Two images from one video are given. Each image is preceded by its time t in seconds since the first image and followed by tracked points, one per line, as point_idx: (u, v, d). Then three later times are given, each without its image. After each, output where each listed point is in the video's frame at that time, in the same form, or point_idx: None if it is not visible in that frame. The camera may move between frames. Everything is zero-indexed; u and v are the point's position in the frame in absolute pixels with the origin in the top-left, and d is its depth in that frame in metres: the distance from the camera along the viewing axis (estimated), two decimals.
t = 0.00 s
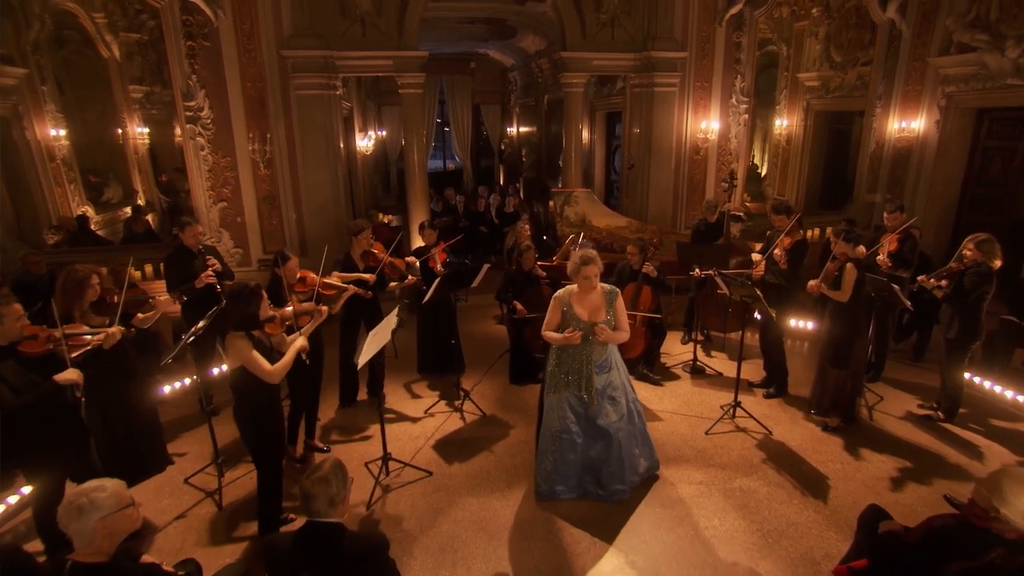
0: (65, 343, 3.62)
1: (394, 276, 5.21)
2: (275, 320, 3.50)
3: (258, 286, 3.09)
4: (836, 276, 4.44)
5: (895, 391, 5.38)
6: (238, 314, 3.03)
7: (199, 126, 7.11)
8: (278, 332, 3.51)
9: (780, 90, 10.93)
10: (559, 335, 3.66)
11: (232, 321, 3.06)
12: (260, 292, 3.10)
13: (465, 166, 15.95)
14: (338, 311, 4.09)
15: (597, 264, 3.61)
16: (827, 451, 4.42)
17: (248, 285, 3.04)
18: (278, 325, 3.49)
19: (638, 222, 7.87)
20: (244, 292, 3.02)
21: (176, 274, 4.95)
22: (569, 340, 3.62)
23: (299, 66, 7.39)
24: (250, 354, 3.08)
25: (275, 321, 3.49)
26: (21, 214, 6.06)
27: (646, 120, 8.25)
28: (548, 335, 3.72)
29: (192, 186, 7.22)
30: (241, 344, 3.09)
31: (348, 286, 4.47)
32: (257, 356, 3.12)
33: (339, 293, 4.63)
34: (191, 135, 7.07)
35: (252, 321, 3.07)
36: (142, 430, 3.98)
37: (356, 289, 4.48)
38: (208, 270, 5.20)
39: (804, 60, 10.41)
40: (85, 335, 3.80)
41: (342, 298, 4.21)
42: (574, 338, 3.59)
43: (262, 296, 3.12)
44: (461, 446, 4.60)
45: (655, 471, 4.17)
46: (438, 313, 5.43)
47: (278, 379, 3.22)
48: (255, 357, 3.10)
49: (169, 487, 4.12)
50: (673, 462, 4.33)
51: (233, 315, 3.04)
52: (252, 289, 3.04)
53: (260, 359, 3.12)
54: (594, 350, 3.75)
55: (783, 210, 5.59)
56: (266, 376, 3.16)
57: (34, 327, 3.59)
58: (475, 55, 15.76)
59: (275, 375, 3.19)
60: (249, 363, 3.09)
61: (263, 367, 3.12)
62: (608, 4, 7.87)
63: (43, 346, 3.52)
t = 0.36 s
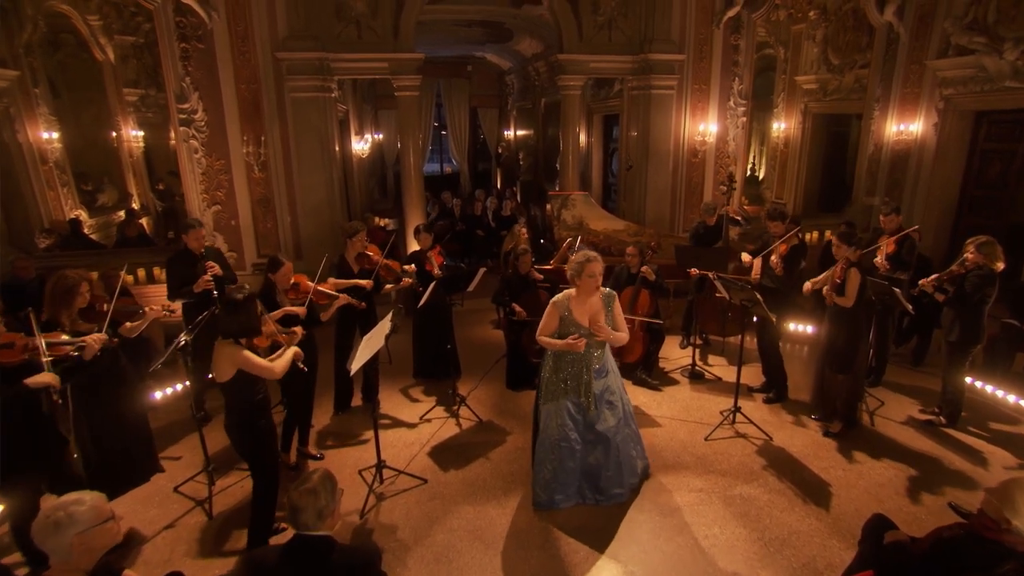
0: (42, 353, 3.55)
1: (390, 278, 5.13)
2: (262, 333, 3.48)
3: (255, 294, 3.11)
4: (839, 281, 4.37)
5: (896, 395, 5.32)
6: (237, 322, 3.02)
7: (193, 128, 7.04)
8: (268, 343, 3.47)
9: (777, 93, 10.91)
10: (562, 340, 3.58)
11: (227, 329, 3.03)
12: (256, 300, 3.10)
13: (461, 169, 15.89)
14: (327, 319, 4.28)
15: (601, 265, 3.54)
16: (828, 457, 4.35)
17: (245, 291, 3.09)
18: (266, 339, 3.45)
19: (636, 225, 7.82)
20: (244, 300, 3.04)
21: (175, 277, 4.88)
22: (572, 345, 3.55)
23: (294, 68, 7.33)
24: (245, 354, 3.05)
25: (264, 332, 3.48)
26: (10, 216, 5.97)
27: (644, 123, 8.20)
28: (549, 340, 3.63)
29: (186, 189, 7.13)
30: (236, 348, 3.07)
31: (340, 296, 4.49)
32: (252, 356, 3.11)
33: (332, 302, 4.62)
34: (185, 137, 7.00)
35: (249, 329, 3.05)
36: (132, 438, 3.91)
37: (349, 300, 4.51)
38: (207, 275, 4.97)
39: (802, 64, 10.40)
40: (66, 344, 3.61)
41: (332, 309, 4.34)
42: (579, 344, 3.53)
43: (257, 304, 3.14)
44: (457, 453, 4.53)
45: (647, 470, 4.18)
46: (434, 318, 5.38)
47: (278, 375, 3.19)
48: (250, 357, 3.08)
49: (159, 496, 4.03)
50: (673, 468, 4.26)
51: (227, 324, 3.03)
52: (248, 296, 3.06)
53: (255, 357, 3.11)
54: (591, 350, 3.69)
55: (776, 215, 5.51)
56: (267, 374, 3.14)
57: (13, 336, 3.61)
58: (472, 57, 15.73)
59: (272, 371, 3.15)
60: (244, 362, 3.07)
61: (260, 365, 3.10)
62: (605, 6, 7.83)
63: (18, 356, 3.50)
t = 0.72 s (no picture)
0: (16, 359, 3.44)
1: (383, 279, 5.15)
2: (245, 335, 3.40)
3: (231, 297, 2.99)
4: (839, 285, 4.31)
5: (895, 401, 5.26)
6: (211, 329, 2.93)
7: (184, 132, 6.90)
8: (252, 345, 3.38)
9: (773, 98, 10.90)
10: (570, 343, 3.49)
11: (204, 336, 2.95)
12: (234, 304, 2.99)
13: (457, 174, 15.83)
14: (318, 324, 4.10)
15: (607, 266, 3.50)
16: (828, 463, 4.28)
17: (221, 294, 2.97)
18: (248, 338, 3.38)
19: (632, 229, 7.76)
20: (220, 304, 2.93)
21: (172, 280, 4.91)
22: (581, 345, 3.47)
23: (286, 71, 7.28)
24: (229, 360, 2.98)
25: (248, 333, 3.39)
26: None
27: (640, 127, 8.16)
28: (555, 344, 3.53)
29: (177, 193, 6.97)
30: (219, 355, 2.99)
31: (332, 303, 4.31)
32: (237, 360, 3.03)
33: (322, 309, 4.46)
34: (177, 141, 6.84)
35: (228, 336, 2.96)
36: (116, 448, 3.81)
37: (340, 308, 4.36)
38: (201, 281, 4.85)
39: (797, 68, 10.39)
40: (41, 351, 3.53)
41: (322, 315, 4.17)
42: (589, 343, 3.46)
43: (234, 307, 3.02)
44: (451, 461, 4.44)
45: (643, 477, 4.11)
46: (428, 323, 5.33)
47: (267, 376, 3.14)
48: (235, 362, 3.01)
49: (144, 506, 3.93)
50: (671, 476, 4.18)
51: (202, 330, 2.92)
52: (223, 299, 2.94)
53: (241, 361, 3.04)
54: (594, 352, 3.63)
55: (774, 220, 5.37)
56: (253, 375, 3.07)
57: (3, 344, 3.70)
58: (467, 62, 15.72)
59: (261, 373, 3.09)
60: (229, 368, 3.00)
61: (247, 369, 3.04)
62: (600, 10, 7.79)
63: None
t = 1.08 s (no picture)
0: None
1: (374, 283, 4.98)
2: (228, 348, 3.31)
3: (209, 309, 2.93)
4: (840, 290, 4.23)
5: (895, 406, 5.19)
6: (182, 339, 2.85)
7: (175, 135, 6.81)
8: (231, 361, 3.30)
9: (769, 103, 10.89)
10: (566, 339, 3.39)
11: (178, 347, 2.86)
12: (211, 316, 2.93)
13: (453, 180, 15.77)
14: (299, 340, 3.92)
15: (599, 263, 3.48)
16: (828, 471, 4.20)
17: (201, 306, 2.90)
18: (230, 352, 3.28)
19: (628, 234, 7.70)
20: (195, 314, 2.86)
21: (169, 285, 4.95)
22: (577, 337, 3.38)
23: (278, 75, 7.21)
24: (197, 388, 2.86)
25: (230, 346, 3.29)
26: None
27: (636, 132, 8.12)
28: (553, 344, 3.43)
29: (167, 199, 6.87)
30: (191, 375, 2.87)
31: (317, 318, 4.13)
32: (205, 388, 2.91)
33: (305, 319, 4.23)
34: (168, 145, 6.76)
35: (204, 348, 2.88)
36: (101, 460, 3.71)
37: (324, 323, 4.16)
38: (196, 290, 4.91)
39: (792, 73, 10.39)
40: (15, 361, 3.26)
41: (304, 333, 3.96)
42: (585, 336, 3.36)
43: (211, 319, 2.94)
44: (443, 469, 4.34)
45: (642, 486, 4.02)
46: (420, 329, 5.24)
47: (229, 414, 3.00)
48: (202, 391, 2.89)
49: (128, 517, 3.82)
50: (669, 485, 4.09)
51: (180, 338, 2.84)
52: (201, 311, 2.88)
53: (208, 391, 2.91)
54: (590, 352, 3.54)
55: (774, 224, 5.41)
56: (212, 410, 2.93)
57: None
58: (463, 68, 15.70)
59: (225, 409, 2.96)
60: (194, 395, 2.87)
61: (211, 402, 2.90)
62: (595, 14, 7.76)
63: None
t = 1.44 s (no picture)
0: None
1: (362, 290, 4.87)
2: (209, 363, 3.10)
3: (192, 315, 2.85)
4: (836, 294, 4.17)
5: (892, 412, 5.14)
6: (165, 346, 2.76)
7: (163, 141, 6.75)
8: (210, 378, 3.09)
9: (761, 109, 10.92)
10: (545, 343, 3.31)
11: (158, 354, 2.78)
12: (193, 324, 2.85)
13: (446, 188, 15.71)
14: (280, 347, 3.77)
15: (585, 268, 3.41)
16: (827, 478, 4.13)
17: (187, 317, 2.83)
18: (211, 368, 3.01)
19: (621, 239, 7.64)
20: (177, 320, 2.78)
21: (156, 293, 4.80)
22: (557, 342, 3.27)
23: (269, 80, 6.97)
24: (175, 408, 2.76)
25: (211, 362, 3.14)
26: None
27: (629, 138, 8.09)
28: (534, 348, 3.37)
29: (154, 204, 6.81)
30: (171, 391, 2.79)
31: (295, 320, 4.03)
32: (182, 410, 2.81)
33: (283, 325, 4.11)
34: (155, 150, 6.71)
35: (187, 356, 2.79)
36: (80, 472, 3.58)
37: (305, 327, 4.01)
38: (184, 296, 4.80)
39: (784, 79, 10.40)
40: None
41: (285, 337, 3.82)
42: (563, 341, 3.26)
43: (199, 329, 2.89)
44: (434, 479, 4.24)
45: (639, 502, 3.88)
46: (411, 336, 5.14)
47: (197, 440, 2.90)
48: (179, 411, 2.79)
49: (107, 531, 3.69)
50: (665, 493, 4.00)
51: (159, 345, 2.76)
52: (183, 316, 2.80)
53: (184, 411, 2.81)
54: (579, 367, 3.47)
55: (773, 225, 5.27)
56: (184, 431, 2.83)
57: None
58: (456, 75, 15.70)
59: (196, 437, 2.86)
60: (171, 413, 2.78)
61: (185, 426, 2.81)
62: (587, 19, 7.74)
63: None
